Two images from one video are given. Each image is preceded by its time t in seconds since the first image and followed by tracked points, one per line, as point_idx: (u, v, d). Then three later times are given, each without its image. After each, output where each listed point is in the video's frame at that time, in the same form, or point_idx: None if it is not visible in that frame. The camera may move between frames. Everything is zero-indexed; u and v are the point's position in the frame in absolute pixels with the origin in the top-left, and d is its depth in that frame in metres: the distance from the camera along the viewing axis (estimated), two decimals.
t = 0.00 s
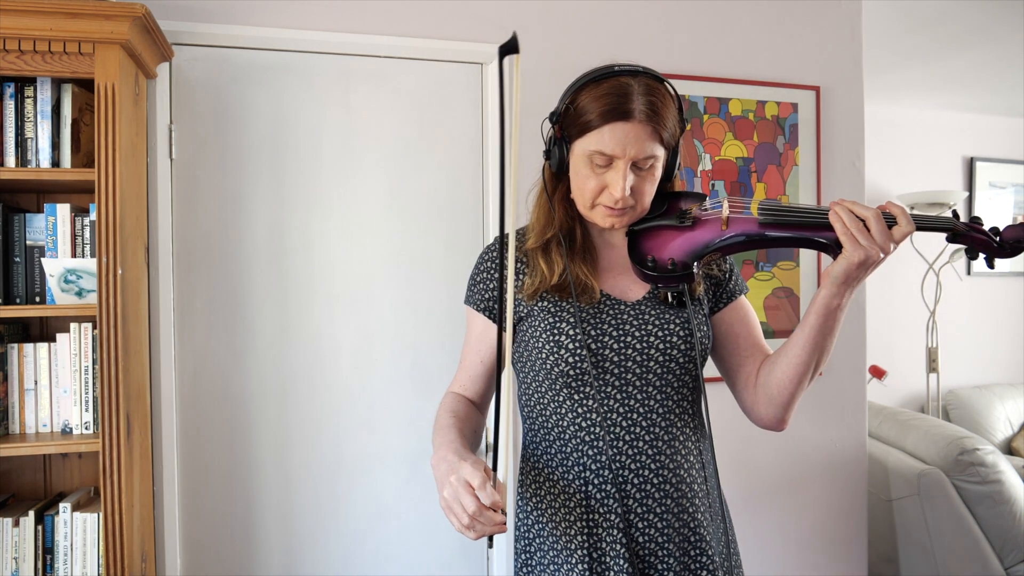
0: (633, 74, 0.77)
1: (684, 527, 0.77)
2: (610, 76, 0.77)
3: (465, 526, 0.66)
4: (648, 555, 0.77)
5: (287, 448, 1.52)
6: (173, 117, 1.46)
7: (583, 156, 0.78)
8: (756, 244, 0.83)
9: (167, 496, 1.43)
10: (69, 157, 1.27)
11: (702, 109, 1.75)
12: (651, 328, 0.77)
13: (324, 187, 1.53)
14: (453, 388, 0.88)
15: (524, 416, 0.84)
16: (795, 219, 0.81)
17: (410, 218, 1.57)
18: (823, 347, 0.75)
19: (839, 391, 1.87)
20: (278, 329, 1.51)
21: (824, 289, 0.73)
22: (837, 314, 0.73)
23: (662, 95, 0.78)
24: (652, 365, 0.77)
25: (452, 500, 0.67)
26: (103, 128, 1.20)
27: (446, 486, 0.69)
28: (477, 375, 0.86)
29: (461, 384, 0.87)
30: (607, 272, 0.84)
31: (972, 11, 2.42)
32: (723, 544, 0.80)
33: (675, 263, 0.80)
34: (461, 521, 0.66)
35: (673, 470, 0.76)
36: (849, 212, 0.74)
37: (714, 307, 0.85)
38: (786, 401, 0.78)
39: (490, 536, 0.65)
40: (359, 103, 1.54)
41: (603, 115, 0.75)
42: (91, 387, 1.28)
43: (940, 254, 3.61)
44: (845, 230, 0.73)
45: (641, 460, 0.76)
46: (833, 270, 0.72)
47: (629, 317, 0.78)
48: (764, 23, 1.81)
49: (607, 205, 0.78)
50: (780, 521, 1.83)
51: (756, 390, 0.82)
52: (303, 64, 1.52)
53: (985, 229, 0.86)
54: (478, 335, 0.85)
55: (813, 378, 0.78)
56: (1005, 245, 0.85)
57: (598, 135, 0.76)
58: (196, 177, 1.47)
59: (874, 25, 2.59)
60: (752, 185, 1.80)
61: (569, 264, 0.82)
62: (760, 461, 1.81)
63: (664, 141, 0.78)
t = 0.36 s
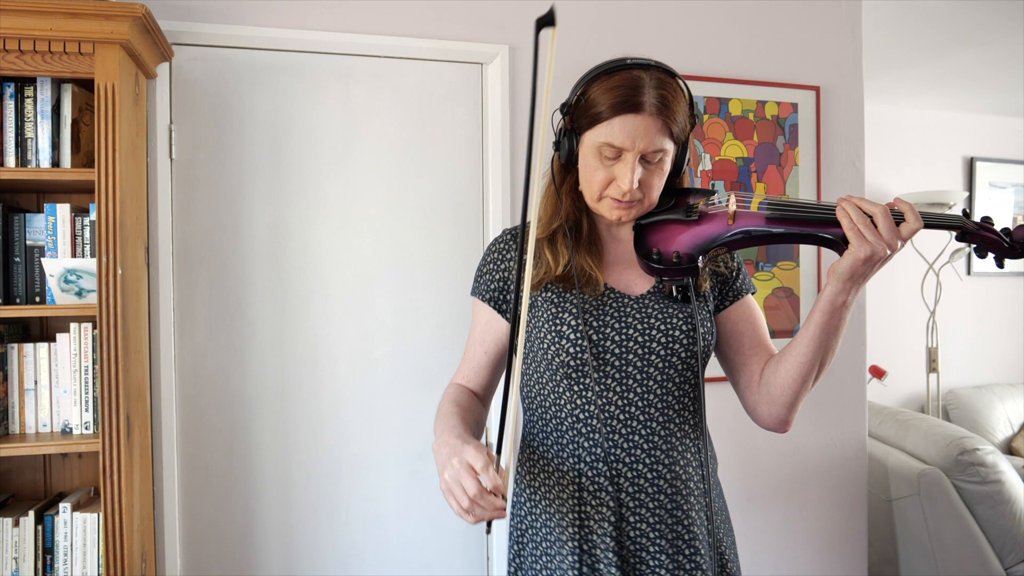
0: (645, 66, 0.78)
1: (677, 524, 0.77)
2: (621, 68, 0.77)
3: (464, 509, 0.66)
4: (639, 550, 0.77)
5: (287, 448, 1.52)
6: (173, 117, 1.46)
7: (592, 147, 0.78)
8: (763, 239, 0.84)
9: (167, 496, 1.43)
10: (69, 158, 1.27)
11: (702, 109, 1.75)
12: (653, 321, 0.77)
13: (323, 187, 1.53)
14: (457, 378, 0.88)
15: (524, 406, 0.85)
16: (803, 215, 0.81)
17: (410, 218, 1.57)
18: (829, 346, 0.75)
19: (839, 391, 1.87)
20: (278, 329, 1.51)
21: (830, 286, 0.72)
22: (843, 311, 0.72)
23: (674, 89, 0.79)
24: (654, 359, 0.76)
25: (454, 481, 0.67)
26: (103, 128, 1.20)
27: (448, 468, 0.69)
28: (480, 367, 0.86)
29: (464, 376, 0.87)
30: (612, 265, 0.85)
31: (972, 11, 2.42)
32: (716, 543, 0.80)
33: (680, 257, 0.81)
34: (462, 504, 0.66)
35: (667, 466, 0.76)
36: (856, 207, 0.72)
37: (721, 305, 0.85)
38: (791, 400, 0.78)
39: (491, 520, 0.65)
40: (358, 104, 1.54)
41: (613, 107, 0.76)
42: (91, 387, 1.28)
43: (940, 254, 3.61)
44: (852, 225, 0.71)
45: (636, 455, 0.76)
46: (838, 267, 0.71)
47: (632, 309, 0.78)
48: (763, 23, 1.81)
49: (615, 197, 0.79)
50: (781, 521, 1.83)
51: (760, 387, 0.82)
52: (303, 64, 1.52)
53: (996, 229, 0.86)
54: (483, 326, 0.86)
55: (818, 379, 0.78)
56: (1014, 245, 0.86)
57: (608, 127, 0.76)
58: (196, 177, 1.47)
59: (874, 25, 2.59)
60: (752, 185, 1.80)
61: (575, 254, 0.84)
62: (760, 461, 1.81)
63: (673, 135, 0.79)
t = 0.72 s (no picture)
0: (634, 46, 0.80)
1: (649, 518, 0.77)
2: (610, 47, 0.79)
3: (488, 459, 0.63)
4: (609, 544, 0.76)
5: (287, 447, 1.52)
6: (173, 117, 1.46)
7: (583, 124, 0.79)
8: (753, 233, 0.85)
9: (167, 496, 1.44)
10: (69, 157, 1.27)
11: (702, 109, 1.75)
12: (638, 315, 0.77)
13: (323, 187, 1.53)
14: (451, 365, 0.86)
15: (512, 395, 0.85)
16: (793, 210, 0.84)
17: (409, 218, 1.57)
18: (815, 345, 0.73)
19: (838, 390, 1.87)
20: (278, 329, 1.51)
21: (815, 283, 0.71)
22: (828, 311, 0.71)
23: (662, 71, 0.81)
24: (637, 352, 0.76)
25: (481, 427, 0.64)
26: (103, 128, 1.20)
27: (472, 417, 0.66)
28: (479, 353, 0.84)
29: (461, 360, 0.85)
30: (605, 258, 0.84)
31: (972, 11, 2.42)
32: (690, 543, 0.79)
33: (666, 246, 0.81)
34: (486, 454, 0.63)
35: (639, 460, 0.76)
36: (845, 205, 0.72)
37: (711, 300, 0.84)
38: (773, 400, 0.77)
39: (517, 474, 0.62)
40: (358, 104, 1.54)
41: (600, 85, 0.78)
42: (91, 387, 1.28)
43: (940, 254, 3.61)
44: (839, 222, 0.71)
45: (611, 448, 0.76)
46: (823, 264, 0.70)
47: (617, 303, 0.78)
48: (764, 23, 1.81)
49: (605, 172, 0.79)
50: (780, 521, 1.83)
51: (745, 386, 0.81)
52: (304, 64, 1.52)
53: (992, 234, 0.86)
54: (480, 312, 0.85)
55: (805, 378, 0.77)
56: (1010, 250, 0.86)
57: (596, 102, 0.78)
58: (196, 177, 1.47)
59: (874, 25, 2.59)
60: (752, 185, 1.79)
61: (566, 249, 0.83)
62: (760, 461, 1.81)
63: (663, 113, 0.80)
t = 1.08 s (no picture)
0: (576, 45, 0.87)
1: (592, 522, 0.71)
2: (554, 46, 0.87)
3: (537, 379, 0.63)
4: (548, 550, 0.71)
5: (287, 448, 1.52)
6: (173, 116, 1.46)
7: (531, 110, 0.83)
8: (699, 213, 0.82)
9: (167, 496, 1.44)
10: (69, 158, 1.27)
11: (702, 109, 1.75)
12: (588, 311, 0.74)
13: (323, 187, 1.53)
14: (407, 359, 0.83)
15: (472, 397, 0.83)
16: (729, 184, 0.81)
17: (409, 218, 1.57)
18: (765, 322, 0.69)
19: (838, 391, 1.87)
20: (277, 330, 1.51)
21: (753, 253, 0.68)
22: (770, 284, 0.68)
23: (605, 62, 0.85)
24: (585, 350, 0.73)
25: (524, 347, 0.64)
26: (103, 128, 1.20)
27: (508, 341, 0.65)
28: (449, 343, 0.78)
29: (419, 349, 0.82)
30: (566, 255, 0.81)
31: (973, 11, 2.42)
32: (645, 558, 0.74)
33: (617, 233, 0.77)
34: (535, 371, 0.63)
35: (585, 464, 0.71)
36: (777, 170, 0.69)
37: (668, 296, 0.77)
38: (728, 390, 0.72)
39: (564, 390, 0.64)
40: (358, 104, 1.54)
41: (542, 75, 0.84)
42: (91, 387, 1.27)
43: (941, 254, 3.61)
44: (770, 189, 0.68)
45: (553, 446, 0.72)
46: (758, 233, 0.67)
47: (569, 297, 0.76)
48: (764, 22, 1.81)
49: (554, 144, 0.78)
50: (780, 522, 1.83)
51: (700, 377, 0.75)
52: (303, 64, 1.51)
53: (927, 184, 0.84)
54: (449, 305, 0.79)
55: (760, 363, 0.72)
56: (947, 197, 0.83)
57: (541, 88, 0.83)
58: (196, 177, 1.47)
59: (874, 25, 2.59)
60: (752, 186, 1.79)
61: (527, 246, 0.80)
62: (760, 461, 1.81)
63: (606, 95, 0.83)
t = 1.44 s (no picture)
0: (498, 54, 0.87)
1: (510, 505, 0.75)
2: (477, 53, 0.87)
3: (527, 252, 0.66)
4: (467, 535, 0.75)
5: (286, 448, 1.52)
6: (173, 117, 1.46)
7: (462, 123, 0.85)
8: (596, 206, 0.79)
9: (167, 496, 1.44)
10: (69, 157, 1.27)
11: (702, 109, 1.74)
12: (497, 304, 0.77)
13: (322, 187, 1.53)
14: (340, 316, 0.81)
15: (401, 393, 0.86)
16: (622, 176, 0.79)
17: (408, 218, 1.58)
18: (666, 305, 0.70)
19: (838, 391, 1.87)
20: (276, 330, 1.51)
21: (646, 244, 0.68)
22: (664, 272, 0.69)
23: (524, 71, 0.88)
24: (494, 342, 0.76)
25: (515, 224, 0.67)
26: (103, 128, 1.20)
27: (496, 222, 0.67)
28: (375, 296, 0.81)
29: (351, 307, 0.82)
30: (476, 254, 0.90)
31: (973, 11, 2.42)
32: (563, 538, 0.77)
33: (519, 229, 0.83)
34: (526, 246, 0.66)
35: (498, 452, 0.74)
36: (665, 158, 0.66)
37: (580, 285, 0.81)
38: (641, 373, 0.74)
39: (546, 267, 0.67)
40: (357, 104, 1.54)
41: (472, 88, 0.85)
42: (91, 387, 1.27)
43: (941, 254, 3.61)
44: (653, 179, 0.65)
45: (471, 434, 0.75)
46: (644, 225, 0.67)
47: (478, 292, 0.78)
48: (764, 23, 1.81)
49: (491, 163, 0.83)
50: (779, 522, 1.83)
51: (617, 363, 0.76)
52: (303, 64, 1.51)
53: (800, 171, 0.76)
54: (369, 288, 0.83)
55: (671, 344, 0.74)
56: (818, 184, 0.76)
57: (473, 101, 0.84)
58: (195, 177, 1.47)
59: (874, 25, 2.60)
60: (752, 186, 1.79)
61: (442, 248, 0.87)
62: (759, 461, 1.81)
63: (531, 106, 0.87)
